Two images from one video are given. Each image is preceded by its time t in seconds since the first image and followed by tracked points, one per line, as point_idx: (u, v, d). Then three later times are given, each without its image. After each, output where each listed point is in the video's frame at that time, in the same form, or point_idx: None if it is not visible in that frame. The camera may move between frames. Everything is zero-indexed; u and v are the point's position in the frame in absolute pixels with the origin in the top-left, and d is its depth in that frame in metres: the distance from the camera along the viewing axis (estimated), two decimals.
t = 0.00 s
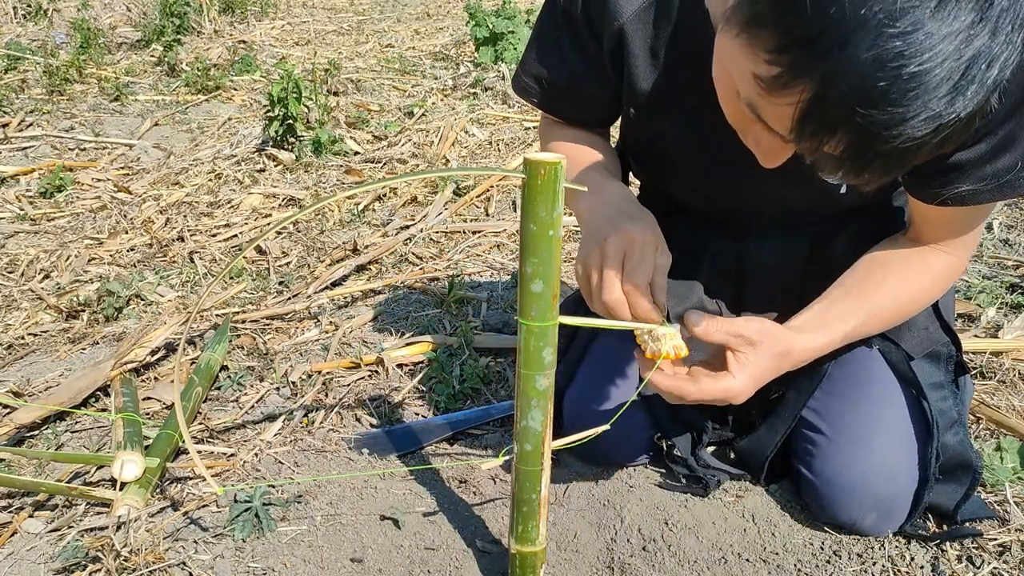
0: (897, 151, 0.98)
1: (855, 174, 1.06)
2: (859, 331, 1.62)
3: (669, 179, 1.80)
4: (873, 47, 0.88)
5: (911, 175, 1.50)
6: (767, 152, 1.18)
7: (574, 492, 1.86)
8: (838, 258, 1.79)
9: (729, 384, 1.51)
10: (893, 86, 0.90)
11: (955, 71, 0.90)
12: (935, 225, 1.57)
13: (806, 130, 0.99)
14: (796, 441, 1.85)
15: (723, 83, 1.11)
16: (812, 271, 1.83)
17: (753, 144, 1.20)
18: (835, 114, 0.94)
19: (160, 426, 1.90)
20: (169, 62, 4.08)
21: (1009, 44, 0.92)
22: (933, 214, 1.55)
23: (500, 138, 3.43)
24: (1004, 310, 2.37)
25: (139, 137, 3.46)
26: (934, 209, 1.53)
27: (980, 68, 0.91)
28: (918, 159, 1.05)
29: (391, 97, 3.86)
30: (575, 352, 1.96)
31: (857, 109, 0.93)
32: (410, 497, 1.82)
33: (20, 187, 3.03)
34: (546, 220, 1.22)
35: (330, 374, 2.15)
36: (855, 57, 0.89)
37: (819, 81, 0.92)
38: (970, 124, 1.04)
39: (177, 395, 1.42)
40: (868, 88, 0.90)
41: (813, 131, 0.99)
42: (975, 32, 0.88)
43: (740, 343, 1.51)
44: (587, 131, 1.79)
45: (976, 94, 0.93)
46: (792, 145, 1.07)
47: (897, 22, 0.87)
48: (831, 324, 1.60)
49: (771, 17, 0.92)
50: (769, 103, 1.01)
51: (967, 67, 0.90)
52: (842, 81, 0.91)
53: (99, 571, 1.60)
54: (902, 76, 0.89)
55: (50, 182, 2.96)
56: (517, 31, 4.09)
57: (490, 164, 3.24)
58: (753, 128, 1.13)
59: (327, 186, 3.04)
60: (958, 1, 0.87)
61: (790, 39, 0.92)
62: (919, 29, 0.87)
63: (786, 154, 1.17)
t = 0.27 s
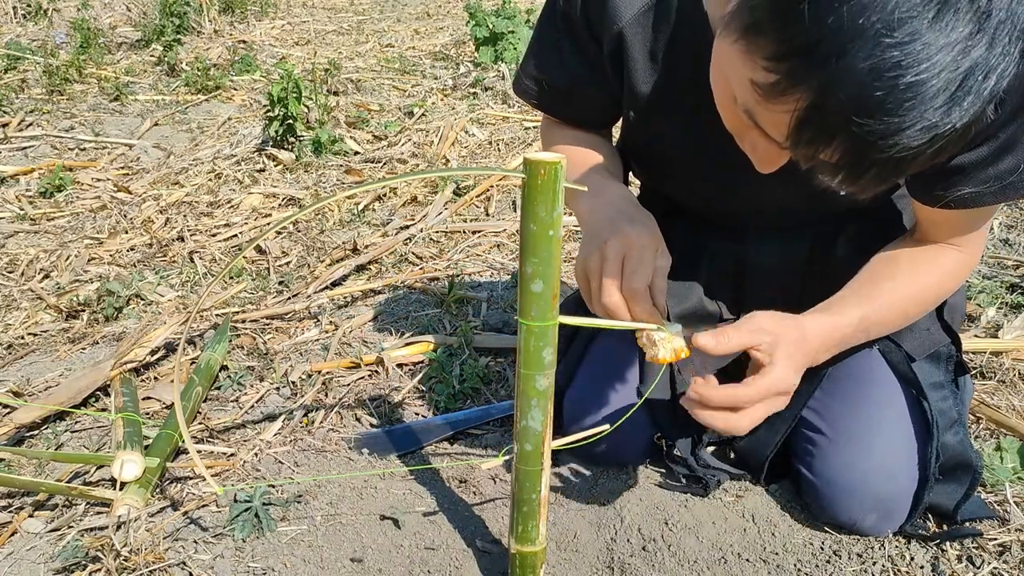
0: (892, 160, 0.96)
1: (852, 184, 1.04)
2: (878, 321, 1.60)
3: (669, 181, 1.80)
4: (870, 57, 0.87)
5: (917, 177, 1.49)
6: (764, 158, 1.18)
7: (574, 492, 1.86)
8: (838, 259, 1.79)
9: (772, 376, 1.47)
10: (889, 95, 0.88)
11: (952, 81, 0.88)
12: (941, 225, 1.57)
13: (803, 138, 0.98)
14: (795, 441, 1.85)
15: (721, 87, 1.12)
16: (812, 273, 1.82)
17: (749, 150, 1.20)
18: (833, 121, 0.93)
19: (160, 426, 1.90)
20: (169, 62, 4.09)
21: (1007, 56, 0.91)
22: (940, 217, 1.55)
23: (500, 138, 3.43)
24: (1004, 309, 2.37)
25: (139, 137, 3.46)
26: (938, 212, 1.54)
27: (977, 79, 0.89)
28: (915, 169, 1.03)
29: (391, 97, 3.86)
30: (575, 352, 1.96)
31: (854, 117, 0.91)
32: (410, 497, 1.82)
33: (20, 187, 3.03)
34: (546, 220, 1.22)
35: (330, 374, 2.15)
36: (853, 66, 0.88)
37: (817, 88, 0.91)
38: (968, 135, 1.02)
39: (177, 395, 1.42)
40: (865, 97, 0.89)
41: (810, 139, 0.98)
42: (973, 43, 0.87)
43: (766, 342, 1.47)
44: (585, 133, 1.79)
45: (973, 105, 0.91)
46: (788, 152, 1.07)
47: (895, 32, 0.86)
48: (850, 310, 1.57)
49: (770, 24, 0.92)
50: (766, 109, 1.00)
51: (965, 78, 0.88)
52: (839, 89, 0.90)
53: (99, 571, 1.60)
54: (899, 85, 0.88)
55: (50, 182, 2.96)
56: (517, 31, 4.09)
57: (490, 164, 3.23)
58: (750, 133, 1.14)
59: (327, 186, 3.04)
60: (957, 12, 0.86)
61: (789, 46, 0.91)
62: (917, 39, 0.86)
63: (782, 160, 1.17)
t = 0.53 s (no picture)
0: (891, 165, 0.96)
1: (851, 188, 1.04)
2: (879, 317, 1.57)
3: (670, 180, 1.80)
4: (871, 63, 0.87)
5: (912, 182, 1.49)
6: (762, 161, 1.18)
7: (574, 492, 1.86)
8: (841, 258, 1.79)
9: (738, 336, 1.39)
10: (890, 101, 0.88)
11: (952, 88, 0.88)
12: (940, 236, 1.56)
13: (802, 143, 0.98)
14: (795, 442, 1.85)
15: (720, 91, 1.12)
16: (812, 273, 1.82)
17: (748, 153, 1.20)
18: (833, 127, 0.93)
19: (160, 425, 1.90)
20: (169, 62, 4.09)
21: (1007, 64, 0.90)
22: (935, 226, 1.55)
23: (500, 138, 3.43)
24: (1004, 309, 2.37)
25: (139, 137, 3.46)
26: (933, 219, 1.53)
27: (977, 86, 0.89)
28: (914, 174, 1.03)
29: (391, 97, 3.86)
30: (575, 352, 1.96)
31: (853, 123, 0.91)
32: (410, 497, 1.82)
33: (20, 187, 3.03)
34: (547, 220, 1.22)
35: (330, 374, 2.15)
36: (853, 72, 0.88)
37: (818, 92, 0.91)
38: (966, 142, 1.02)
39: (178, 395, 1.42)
40: (865, 102, 0.89)
41: (809, 143, 0.98)
42: (974, 50, 0.87)
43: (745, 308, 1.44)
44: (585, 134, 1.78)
45: (973, 112, 0.91)
46: (786, 157, 1.07)
47: (896, 38, 0.85)
48: (844, 300, 1.55)
49: (771, 27, 0.92)
50: (765, 114, 1.01)
51: (965, 84, 0.88)
52: (839, 94, 0.89)
53: (99, 571, 1.60)
54: (899, 92, 0.87)
55: (50, 182, 2.96)
56: (517, 31, 4.10)
57: (490, 164, 3.24)
58: (748, 137, 1.14)
59: (327, 186, 3.05)
60: (958, 19, 0.85)
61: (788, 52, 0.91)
62: (918, 45, 0.85)
63: (780, 163, 1.17)
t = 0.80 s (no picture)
0: (885, 176, 0.96)
1: (845, 198, 1.04)
2: (875, 322, 1.57)
3: (670, 181, 1.80)
4: (864, 74, 0.87)
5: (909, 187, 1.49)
6: (757, 167, 1.18)
7: (574, 492, 1.86)
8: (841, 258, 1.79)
9: (727, 334, 1.40)
10: (884, 113, 0.88)
11: (946, 100, 0.88)
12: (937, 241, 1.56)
13: (796, 151, 0.99)
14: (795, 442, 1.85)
15: (715, 96, 1.12)
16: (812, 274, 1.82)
17: (743, 159, 1.20)
18: (828, 137, 0.93)
19: (160, 426, 1.90)
20: (169, 62, 4.09)
21: (1002, 75, 0.90)
22: (932, 232, 1.55)
23: (500, 138, 3.43)
24: (1004, 309, 2.37)
25: (139, 137, 3.46)
26: (930, 224, 1.53)
27: (971, 98, 0.89)
28: (909, 184, 1.03)
29: (391, 97, 3.86)
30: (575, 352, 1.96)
31: (846, 133, 0.91)
32: (410, 497, 1.82)
33: (20, 187, 3.03)
34: (546, 220, 1.22)
35: (330, 374, 2.15)
36: (847, 83, 0.88)
37: (813, 102, 0.91)
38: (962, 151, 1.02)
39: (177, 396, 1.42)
40: (858, 113, 0.89)
41: (803, 153, 0.98)
42: (968, 62, 0.86)
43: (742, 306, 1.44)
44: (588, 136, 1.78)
45: (966, 124, 0.91)
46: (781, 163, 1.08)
47: (890, 49, 0.85)
48: (840, 303, 1.55)
49: (767, 35, 0.92)
50: (761, 121, 1.01)
51: (959, 96, 0.88)
52: (833, 104, 0.90)
53: (99, 571, 1.60)
54: (893, 103, 0.87)
55: (51, 182, 2.96)
56: (517, 31, 4.10)
57: (490, 164, 3.24)
58: (743, 142, 1.14)
59: (327, 186, 3.05)
60: (953, 31, 0.85)
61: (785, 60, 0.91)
62: (912, 57, 0.85)
63: (775, 170, 1.18)
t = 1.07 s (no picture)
0: (883, 182, 0.96)
1: (842, 203, 1.04)
2: (873, 328, 1.57)
3: (669, 181, 1.80)
4: (864, 79, 0.87)
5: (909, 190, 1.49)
6: (754, 171, 1.18)
7: (574, 492, 1.86)
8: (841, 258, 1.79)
9: (722, 347, 1.39)
10: (883, 118, 0.88)
11: (945, 106, 0.88)
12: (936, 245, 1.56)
13: (794, 156, 0.99)
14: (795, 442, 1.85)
15: (713, 97, 1.12)
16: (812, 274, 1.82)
17: (741, 162, 1.21)
18: (826, 142, 0.93)
19: (160, 426, 1.90)
20: (169, 62, 4.09)
21: (1001, 83, 0.90)
22: (931, 235, 1.55)
23: (500, 138, 3.43)
24: (1004, 309, 2.37)
25: (139, 137, 3.46)
26: (928, 227, 1.53)
27: (970, 105, 0.89)
28: (908, 189, 1.03)
29: (391, 97, 3.86)
30: (575, 352, 1.97)
31: (845, 139, 0.91)
32: (410, 497, 1.82)
33: (20, 187, 3.03)
34: (547, 220, 1.22)
35: (330, 374, 2.15)
36: (847, 88, 0.88)
37: (813, 106, 0.91)
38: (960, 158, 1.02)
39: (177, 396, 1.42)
40: (858, 118, 0.89)
41: (801, 157, 0.98)
42: (968, 68, 0.86)
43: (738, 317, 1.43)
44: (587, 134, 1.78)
45: (965, 131, 0.91)
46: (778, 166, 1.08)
47: (890, 55, 0.85)
48: (839, 311, 1.54)
49: (767, 38, 0.92)
50: (759, 125, 1.01)
51: (958, 103, 0.88)
52: (833, 109, 0.90)
53: (99, 571, 1.60)
54: (892, 109, 0.87)
55: (50, 182, 2.96)
56: (517, 31, 4.10)
57: (490, 164, 3.24)
58: (740, 144, 1.14)
59: (327, 186, 3.05)
60: (953, 37, 0.85)
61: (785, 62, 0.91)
62: (913, 63, 0.85)
63: (772, 174, 1.18)
